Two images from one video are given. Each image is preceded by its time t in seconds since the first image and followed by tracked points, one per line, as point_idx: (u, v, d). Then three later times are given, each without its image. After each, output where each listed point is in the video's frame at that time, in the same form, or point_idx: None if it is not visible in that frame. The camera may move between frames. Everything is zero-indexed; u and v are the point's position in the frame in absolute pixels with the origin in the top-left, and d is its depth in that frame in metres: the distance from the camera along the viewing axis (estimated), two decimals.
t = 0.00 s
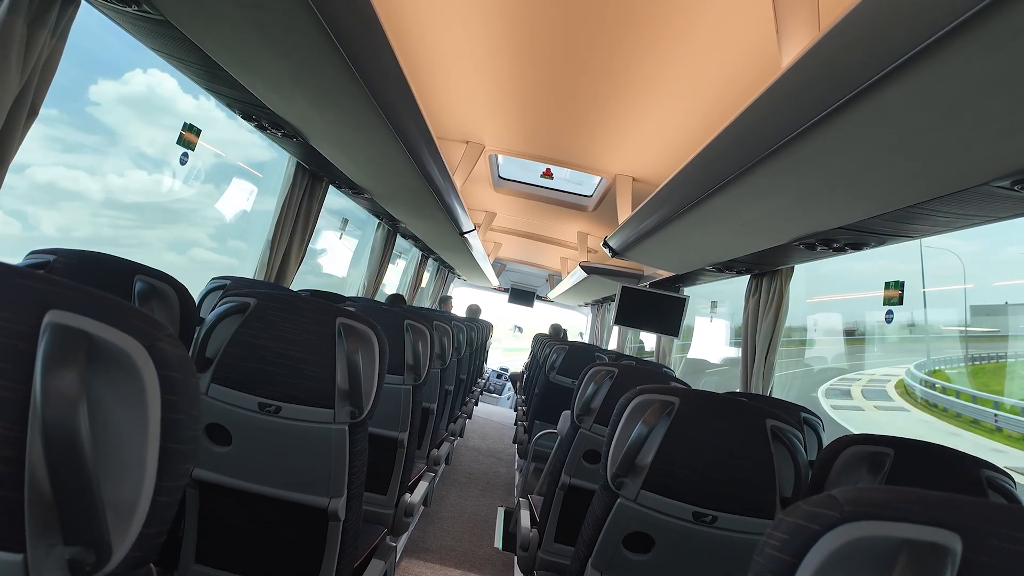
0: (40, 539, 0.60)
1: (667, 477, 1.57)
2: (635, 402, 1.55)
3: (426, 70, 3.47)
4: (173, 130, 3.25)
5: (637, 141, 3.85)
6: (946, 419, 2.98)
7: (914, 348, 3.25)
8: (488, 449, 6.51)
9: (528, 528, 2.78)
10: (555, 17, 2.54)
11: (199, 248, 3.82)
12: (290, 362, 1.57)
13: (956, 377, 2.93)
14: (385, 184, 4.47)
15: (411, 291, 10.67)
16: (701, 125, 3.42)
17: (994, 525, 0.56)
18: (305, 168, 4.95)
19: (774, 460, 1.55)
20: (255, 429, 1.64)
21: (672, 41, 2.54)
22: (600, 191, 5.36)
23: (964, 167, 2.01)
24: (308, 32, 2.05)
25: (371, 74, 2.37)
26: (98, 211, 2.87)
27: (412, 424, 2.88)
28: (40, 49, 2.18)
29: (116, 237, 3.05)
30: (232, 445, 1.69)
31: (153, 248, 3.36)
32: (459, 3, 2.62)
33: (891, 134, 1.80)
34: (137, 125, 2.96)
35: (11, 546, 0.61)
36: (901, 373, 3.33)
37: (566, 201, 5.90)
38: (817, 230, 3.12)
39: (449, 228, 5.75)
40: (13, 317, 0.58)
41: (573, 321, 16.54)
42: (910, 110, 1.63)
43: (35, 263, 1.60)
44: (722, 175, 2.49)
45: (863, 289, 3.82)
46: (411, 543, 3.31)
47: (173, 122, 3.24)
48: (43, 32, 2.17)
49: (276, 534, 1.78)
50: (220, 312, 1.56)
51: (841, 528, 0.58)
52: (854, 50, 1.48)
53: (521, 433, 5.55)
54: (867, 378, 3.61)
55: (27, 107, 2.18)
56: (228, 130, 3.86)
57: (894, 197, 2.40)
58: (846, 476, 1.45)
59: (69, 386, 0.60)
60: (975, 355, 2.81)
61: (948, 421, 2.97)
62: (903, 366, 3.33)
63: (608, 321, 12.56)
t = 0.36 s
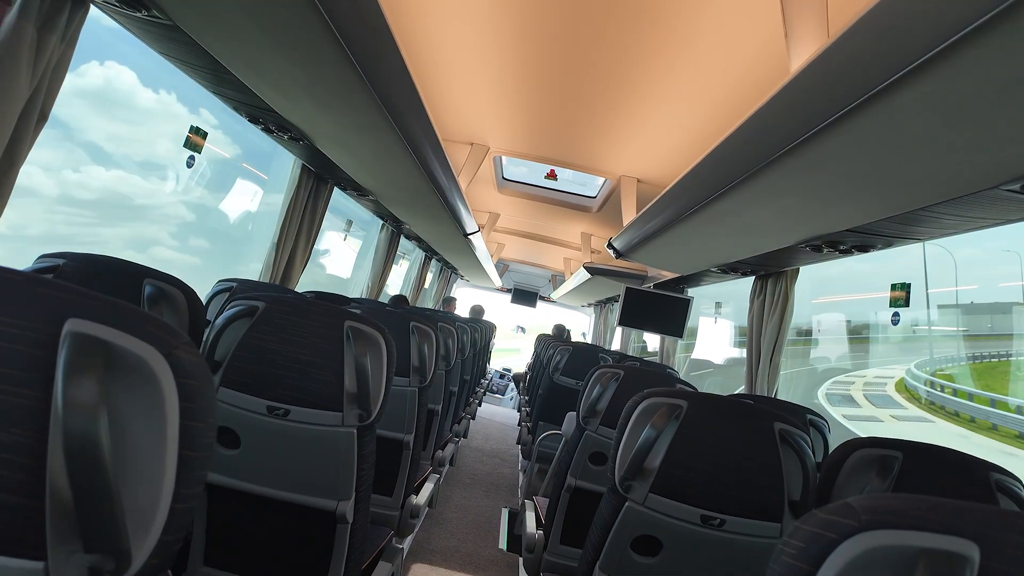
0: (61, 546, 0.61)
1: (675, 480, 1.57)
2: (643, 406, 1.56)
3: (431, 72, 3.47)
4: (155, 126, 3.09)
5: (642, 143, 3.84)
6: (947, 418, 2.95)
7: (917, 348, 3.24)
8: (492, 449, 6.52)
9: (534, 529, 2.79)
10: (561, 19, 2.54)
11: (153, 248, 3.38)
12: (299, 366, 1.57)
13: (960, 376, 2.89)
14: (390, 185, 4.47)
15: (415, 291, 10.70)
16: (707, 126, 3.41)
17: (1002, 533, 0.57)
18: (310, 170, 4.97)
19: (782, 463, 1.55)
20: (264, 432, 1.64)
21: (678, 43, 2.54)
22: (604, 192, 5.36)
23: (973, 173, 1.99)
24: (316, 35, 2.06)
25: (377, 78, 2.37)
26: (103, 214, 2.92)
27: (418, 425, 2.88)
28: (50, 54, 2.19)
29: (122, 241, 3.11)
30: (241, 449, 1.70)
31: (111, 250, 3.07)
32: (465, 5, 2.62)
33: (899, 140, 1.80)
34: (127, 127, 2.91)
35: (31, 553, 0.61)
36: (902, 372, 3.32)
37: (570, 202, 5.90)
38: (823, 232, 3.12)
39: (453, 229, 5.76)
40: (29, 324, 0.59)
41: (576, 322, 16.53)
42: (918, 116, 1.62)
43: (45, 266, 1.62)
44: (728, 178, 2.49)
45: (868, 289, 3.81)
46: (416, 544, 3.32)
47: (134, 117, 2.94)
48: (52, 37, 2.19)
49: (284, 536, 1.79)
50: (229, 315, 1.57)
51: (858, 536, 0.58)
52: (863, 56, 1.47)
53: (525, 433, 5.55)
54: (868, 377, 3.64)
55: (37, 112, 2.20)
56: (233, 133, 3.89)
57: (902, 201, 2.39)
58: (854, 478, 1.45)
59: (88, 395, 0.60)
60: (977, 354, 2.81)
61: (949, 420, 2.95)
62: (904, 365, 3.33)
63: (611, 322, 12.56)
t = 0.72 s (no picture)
0: (73, 541, 0.63)
1: (671, 479, 1.59)
2: (639, 405, 1.58)
3: (430, 74, 3.49)
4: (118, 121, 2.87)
5: (640, 145, 3.86)
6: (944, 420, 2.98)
7: (913, 347, 3.28)
8: (490, 450, 6.53)
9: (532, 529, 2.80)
10: (559, 23, 2.56)
11: (112, 248, 3.09)
12: (299, 368, 1.59)
13: (956, 376, 2.92)
14: (388, 187, 4.49)
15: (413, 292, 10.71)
16: (704, 129, 3.43)
17: (984, 527, 0.59)
18: (309, 172, 4.98)
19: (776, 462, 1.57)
20: (265, 433, 1.66)
21: (674, 46, 2.57)
22: (602, 193, 5.38)
23: (965, 174, 2.02)
24: (316, 39, 2.07)
25: (375, 81, 2.39)
26: (103, 216, 2.97)
27: (417, 426, 2.90)
28: (52, 59, 2.21)
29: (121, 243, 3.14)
30: (242, 449, 1.72)
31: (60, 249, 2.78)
32: (464, 8, 2.64)
33: (892, 142, 1.82)
34: (91, 123, 2.71)
35: (44, 550, 0.63)
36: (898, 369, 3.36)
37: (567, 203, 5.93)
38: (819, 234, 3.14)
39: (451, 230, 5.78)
40: (40, 328, 0.61)
41: (574, 323, 16.56)
42: (910, 119, 1.65)
43: (48, 269, 1.64)
44: (723, 181, 2.52)
45: (864, 290, 3.84)
46: (414, 544, 3.33)
47: (89, 110, 2.68)
48: (54, 41, 2.20)
49: (285, 536, 1.80)
50: (230, 317, 1.58)
51: (845, 530, 0.60)
52: (855, 60, 1.50)
53: (524, 434, 5.56)
54: (862, 376, 3.69)
55: (40, 115, 2.21)
56: (230, 135, 3.93)
57: (895, 202, 2.42)
58: (848, 476, 1.47)
59: (98, 396, 0.62)
60: (972, 351, 2.84)
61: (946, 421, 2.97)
62: (898, 364, 3.38)
63: (609, 322, 12.59)
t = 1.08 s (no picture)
0: (75, 546, 0.63)
1: (670, 479, 1.59)
2: (638, 406, 1.58)
3: (428, 75, 3.48)
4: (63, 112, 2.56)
5: (638, 145, 3.86)
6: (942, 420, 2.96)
7: (908, 347, 3.30)
8: (488, 450, 6.53)
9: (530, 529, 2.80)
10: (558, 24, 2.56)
11: (56, 246, 2.76)
12: (298, 369, 1.59)
13: (952, 376, 2.93)
14: (385, 188, 4.48)
15: (410, 292, 10.69)
16: (701, 130, 3.44)
17: (983, 528, 0.60)
18: (307, 173, 4.97)
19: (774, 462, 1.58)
20: (264, 435, 1.66)
21: (672, 47, 2.57)
22: (600, 194, 5.38)
23: (962, 176, 2.03)
24: (314, 40, 2.07)
25: (374, 82, 2.38)
26: (98, 217, 2.98)
27: (415, 426, 2.89)
28: (49, 60, 2.20)
29: (116, 243, 3.15)
30: (241, 451, 1.71)
31: None
32: (462, 9, 2.64)
33: (889, 145, 1.83)
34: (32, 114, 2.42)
35: (46, 555, 0.63)
36: (889, 368, 3.44)
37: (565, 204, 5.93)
38: (816, 235, 3.16)
39: (448, 230, 5.78)
40: (41, 333, 0.61)
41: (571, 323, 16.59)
42: (907, 122, 1.66)
43: (45, 271, 1.64)
44: (721, 182, 2.53)
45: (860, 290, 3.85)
46: (413, 545, 3.33)
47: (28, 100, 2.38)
48: (51, 42, 2.19)
49: (284, 538, 1.80)
50: (228, 319, 1.58)
51: (847, 533, 0.61)
52: (853, 63, 1.51)
53: (521, 434, 5.57)
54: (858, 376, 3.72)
55: (37, 117, 2.20)
56: (228, 135, 3.91)
57: (892, 204, 2.43)
58: (845, 476, 1.48)
59: (100, 400, 0.62)
60: (966, 349, 2.86)
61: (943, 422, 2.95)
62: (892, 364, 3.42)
63: (606, 322, 12.60)
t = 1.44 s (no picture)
0: (81, 543, 0.63)
1: (667, 479, 1.61)
2: (636, 406, 1.59)
3: (427, 76, 3.48)
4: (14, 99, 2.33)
5: (635, 146, 3.87)
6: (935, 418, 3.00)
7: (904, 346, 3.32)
8: (484, 450, 6.54)
9: (526, 529, 2.82)
10: (557, 27, 2.58)
11: None
12: (297, 369, 1.60)
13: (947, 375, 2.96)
14: (384, 188, 4.48)
15: (407, 293, 10.68)
16: (699, 132, 3.46)
17: (976, 526, 0.61)
18: (305, 173, 4.96)
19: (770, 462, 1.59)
20: (263, 435, 1.66)
21: (670, 49, 2.58)
22: (597, 195, 5.40)
23: (955, 179, 2.05)
24: (313, 41, 2.07)
25: (374, 84, 2.39)
26: (96, 219, 2.97)
27: (413, 426, 2.90)
28: (50, 62, 2.20)
29: (115, 245, 3.15)
30: (240, 451, 1.72)
31: None
32: (462, 11, 2.64)
33: (883, 148, 1.86)
34: None
35: (52, 552, 0.64)
36: (882, 367, 3.47)
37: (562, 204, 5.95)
38: (812, 236, 3.18)
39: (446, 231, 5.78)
40: (51, 334, 0.62)
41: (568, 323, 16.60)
42: (901, 126, 1.68)
43: (45, 271, 1.64)
44: (718, 184, 2.55)
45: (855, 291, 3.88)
46: (410, 544, 3.34)
47: None
48: (52, 44, 2.19)
49: (283, 538, 1.80)
50: (227, 320, 1.57)
51: (841, 530, 0.62)
52: (850, 68, 1.53)
53: (518, 434, 5.57)
54: (853, 375, 3.73)
55: (37, 118, 2.20)
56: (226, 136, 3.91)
57: (887, 206, 2.45)
58: (841, 476, 1.49)
59: (107, 400, 0.63)
60: (962, 347, 2.89)
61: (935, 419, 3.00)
62: (886, 363, 3.45)
63: (603, 323, 12.63)
